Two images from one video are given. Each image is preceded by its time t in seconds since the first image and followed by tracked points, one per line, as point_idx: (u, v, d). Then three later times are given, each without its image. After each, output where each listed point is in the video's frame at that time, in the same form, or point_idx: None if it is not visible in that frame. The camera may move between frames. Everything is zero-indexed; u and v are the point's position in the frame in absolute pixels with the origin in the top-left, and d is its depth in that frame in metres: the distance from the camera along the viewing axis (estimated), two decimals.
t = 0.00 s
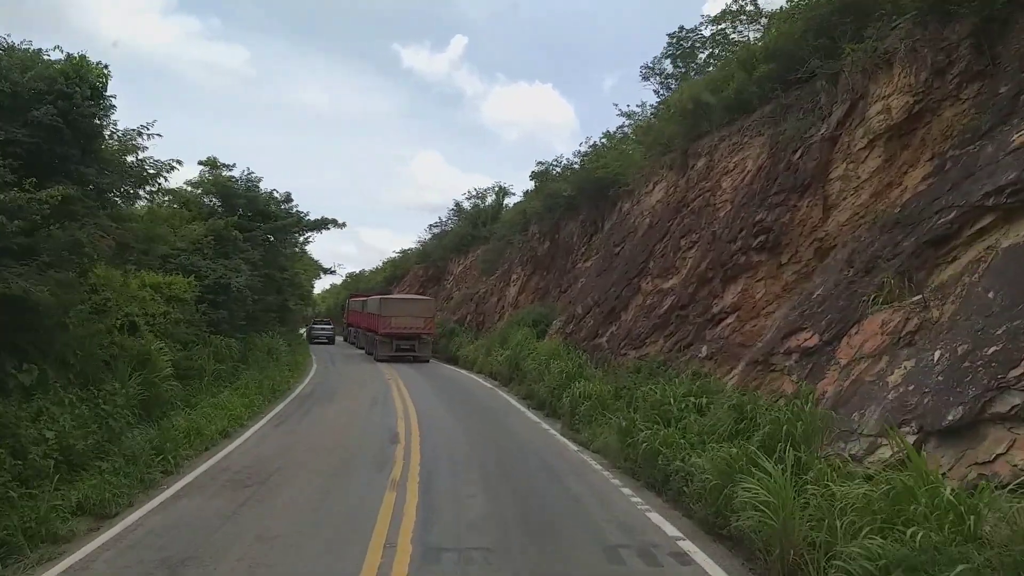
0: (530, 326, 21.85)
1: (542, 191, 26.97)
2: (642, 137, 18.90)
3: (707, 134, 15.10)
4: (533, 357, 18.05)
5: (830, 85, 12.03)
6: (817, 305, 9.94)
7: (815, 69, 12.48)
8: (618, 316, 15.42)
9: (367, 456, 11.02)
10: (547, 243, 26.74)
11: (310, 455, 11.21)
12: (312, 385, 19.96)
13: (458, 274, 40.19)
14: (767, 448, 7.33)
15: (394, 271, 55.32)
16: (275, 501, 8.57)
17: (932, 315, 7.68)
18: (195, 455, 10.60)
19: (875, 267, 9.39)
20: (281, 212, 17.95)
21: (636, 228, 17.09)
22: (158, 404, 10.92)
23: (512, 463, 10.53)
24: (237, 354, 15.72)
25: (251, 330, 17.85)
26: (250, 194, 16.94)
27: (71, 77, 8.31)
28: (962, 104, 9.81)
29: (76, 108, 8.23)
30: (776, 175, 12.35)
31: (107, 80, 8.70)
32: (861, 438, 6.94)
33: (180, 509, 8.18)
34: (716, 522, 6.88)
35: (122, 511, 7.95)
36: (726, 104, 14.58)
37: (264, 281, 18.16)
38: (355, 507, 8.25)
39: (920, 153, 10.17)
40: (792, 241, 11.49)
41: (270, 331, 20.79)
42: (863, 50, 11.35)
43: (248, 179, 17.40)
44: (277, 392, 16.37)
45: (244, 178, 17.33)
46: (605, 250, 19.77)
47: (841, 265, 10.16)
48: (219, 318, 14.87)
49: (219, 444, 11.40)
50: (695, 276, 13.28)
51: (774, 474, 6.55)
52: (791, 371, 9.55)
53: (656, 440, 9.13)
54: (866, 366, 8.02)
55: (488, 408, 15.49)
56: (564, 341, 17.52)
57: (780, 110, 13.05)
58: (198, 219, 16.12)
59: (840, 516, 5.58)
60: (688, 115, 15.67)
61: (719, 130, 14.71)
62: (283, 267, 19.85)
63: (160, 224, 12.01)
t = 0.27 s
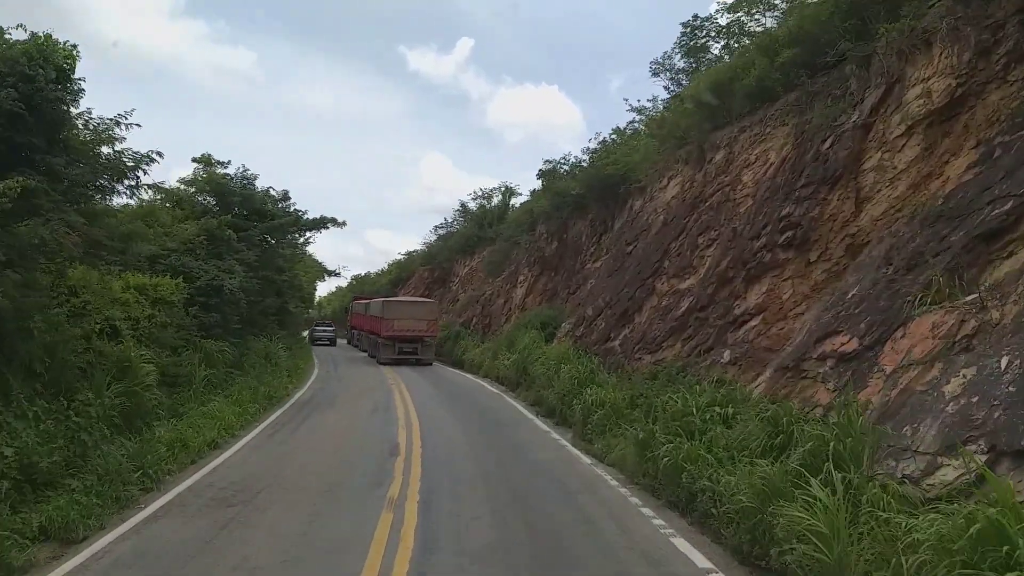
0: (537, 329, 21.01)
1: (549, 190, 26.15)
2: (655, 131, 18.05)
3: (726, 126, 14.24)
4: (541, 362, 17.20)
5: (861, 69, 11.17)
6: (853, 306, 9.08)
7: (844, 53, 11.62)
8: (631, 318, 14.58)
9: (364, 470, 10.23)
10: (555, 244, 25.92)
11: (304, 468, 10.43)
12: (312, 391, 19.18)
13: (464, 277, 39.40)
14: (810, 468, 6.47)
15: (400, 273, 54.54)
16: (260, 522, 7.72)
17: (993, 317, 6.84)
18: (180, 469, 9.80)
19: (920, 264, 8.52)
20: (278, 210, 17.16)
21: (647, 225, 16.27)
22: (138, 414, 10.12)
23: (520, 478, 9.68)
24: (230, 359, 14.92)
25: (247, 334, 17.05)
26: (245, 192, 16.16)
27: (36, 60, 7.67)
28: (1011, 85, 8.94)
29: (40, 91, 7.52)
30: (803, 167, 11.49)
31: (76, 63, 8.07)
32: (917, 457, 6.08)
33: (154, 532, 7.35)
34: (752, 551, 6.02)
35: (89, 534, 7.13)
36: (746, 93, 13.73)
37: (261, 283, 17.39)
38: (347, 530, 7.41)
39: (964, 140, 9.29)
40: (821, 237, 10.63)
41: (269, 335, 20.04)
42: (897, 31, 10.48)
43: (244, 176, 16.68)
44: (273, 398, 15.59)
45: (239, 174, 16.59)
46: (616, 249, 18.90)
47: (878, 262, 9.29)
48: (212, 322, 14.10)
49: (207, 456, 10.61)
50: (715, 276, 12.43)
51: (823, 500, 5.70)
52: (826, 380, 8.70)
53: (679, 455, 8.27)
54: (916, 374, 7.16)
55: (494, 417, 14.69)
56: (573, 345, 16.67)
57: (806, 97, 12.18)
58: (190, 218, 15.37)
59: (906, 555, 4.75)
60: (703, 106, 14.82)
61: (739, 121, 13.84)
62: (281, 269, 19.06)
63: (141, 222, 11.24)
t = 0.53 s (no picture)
0: (547, 330, 20.18)
1: (558, 187, 25.31)
2: (669, 123, 17.19)
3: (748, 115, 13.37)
4: (551, 365, 16.37)
5: (898, 50, 10.29)
6: (897, 306, 8.23)
7: (878, 34, 10.74)
8: (646, 319, 13.75)
9: (362, 483, 9.44)
10: (564, 242, 25.07)
11: (297, 480, 9.64)
12: (313, 395, 18.42)
13: (471, 277, 38.60)
14: (867, 492, 5.62)
15: (406, 274, 53.78)
16: (242, 546, 6.91)
17: None
18: (161, 483, 9.02)
19: (973, 260, 7.65)
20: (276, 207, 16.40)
21: (661, 221, 15.42)
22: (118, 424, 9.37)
23: (530, 492, 8.85)
24: (225, 363, 14.13)
25: (243, 337, 16.27)
26: (240, 188, 15.41)
27: None
28: None
29: None
30: (834, 156, 10.63)
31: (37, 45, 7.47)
32: (990, 482, 5.24)
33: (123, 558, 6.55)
34: None
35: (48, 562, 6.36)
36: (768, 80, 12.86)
37: (259, 283, 16.64)
38: (338, 556, 6.59)
39: (1013, 121, 8.37)
40: (857, 231, 9.78)
41: (268, 337, 19.30)
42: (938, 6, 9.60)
43: (239, 172, 15.94)
44: (271, 403, 14.83)
45: (234, 170, 15.85)
46: (630, 247, 18.03)
47: (922, 257, 8.44)
48: (206, 323, 13.32)
49: (193, 468, 9.83)
50: (739, 274, 11.59)
51: (890, 533, 4.85)
52: (869, 388, 7.86)
53: (708, 472, 7.43)
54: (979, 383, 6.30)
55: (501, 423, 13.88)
56: (584, 347, 15.84)
57: (835, 82, 11.32)
58: (182, 215, 14.63)
59: None
60: (721, 95, 13.94)
61: (762, 109, 12.97)
62: (280, 269, 18.27)
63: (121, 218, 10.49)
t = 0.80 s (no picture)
0: (556, 332, 19.37)
1: (568, 184, 24.48)
2: (686, 114, 16.34)
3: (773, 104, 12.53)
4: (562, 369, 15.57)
5: (942, 30, 9.43)
6: (948, 307, 7.41)
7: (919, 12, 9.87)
8: (663, 321, 12.93)
9: (356, 499, 8.64)
10: (573, 241, 24.25)
11: (288, 493, 8.87)
12: (313, 398, 17.66)
13: (478, 277, 37.83)
14: (940, 523, 4.79)
15: (412, 274, 53.05)
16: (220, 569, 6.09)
17: None
18: (139, 499, 8.25)
19: None
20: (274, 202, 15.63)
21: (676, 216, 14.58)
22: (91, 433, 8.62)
23: (541, 509, 8.04)
24: (218, 367, 13.37)
25: (240, 339, 15.52)
26: (236, 182, 14.65)
27: None
28: None
29: None
30: (870, 145, 9.80)
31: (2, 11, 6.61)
32: None
33: None
34: None
35: None
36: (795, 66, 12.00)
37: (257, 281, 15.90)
38: None
39: None
40: (899, 226, 8.95)
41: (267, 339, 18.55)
42: None
43: (235, 166, 15.18)
44: (267, 409, 14.07)
45: (230, 164, 15.10)
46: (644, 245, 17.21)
47: (975, 254, 7.61)
48: (198, 324, 12.52)
49: (177, 482, 9.08)
50: (766, 273, 10.76)
51: None
52: (921, 399, 7.04)
53: (743, 493, 6.61)
54: None
55: (508, 429, 13.09)
56: (597, 349, 15.02)
57: (871, 66, 10.47)
58: (175, 210, 13.96)
59: None
60: (743, 83, 13.08)
61: (788, 97, 12.11)
62: (280, 267, 17.53)
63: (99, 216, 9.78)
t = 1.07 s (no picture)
0: (566, 332, 18.56)
1: (578, 179, 23.63)
2: (704, 103, 15.48)
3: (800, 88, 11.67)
4: (573, 370, 14.77)
5: None
6: (1012, 306, 6.56)
7: None
8: (682, 320, 12.12)
9: (350, 513, 7.89)
10: (583, 237, 23.41)
11: (277, 507, 8.13)
12: (312, 400, 16.94)
13: (485, 275, 37.04)
14: None
15: (419, 273, 52.24)
16: None
17: None
18: (113, 516, 7.50)
19: None
20: (273, 195, 14.88)
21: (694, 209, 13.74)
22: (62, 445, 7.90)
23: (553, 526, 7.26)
24: (211, 368, 12.67)
25: (236, 338, 14.82)
26: (230, 174, 13.87)
27: None
28: None
29: None
30: (912, 128, 8.95)
31: None
32: None
33: None
34: None
35: None
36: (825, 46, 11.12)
37: (253, 279, 15.15)
38: None
39: None
40: (947, 217, 8.09)
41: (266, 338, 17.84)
42: None
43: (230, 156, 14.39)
44: (263, 412, 13.35)
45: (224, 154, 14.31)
46: (659, 241, 16.37)
47: None
48: (189, 323, 11.76)
49: (158, 495, 8.39)
50: (796, 269, 9.95)
51: None
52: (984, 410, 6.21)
53: (785, 516, 5.81)
54: None
55: (517, 434, 12.30)
56: (610, 350, 14.21)
57: (910, 43, 9.60)
58: (167, 203, 13.18)
59: None
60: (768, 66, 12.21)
61: (818, 80, 11.24)
62: (278, 264, 16.79)
63: (62, 208, 8.96)
